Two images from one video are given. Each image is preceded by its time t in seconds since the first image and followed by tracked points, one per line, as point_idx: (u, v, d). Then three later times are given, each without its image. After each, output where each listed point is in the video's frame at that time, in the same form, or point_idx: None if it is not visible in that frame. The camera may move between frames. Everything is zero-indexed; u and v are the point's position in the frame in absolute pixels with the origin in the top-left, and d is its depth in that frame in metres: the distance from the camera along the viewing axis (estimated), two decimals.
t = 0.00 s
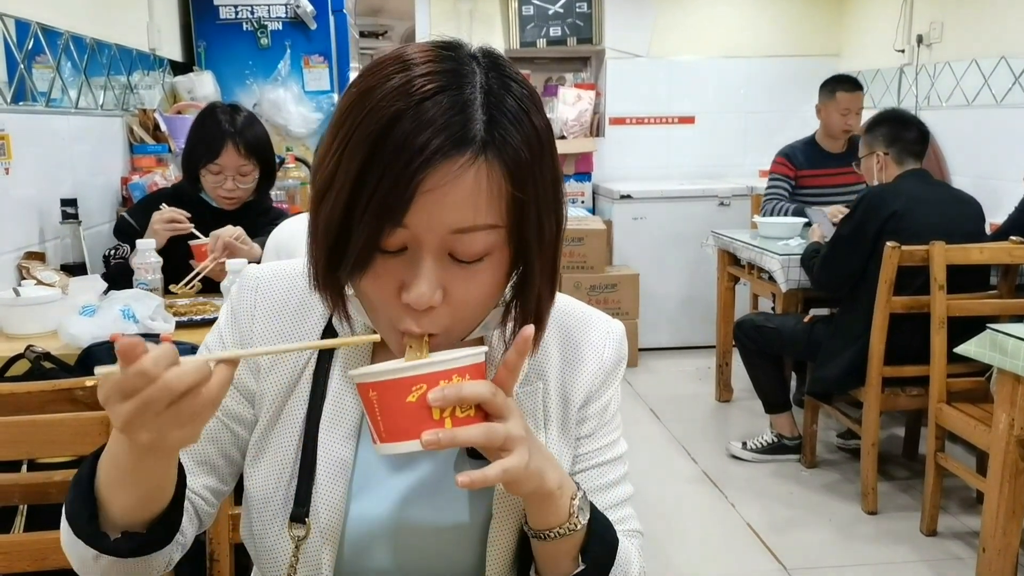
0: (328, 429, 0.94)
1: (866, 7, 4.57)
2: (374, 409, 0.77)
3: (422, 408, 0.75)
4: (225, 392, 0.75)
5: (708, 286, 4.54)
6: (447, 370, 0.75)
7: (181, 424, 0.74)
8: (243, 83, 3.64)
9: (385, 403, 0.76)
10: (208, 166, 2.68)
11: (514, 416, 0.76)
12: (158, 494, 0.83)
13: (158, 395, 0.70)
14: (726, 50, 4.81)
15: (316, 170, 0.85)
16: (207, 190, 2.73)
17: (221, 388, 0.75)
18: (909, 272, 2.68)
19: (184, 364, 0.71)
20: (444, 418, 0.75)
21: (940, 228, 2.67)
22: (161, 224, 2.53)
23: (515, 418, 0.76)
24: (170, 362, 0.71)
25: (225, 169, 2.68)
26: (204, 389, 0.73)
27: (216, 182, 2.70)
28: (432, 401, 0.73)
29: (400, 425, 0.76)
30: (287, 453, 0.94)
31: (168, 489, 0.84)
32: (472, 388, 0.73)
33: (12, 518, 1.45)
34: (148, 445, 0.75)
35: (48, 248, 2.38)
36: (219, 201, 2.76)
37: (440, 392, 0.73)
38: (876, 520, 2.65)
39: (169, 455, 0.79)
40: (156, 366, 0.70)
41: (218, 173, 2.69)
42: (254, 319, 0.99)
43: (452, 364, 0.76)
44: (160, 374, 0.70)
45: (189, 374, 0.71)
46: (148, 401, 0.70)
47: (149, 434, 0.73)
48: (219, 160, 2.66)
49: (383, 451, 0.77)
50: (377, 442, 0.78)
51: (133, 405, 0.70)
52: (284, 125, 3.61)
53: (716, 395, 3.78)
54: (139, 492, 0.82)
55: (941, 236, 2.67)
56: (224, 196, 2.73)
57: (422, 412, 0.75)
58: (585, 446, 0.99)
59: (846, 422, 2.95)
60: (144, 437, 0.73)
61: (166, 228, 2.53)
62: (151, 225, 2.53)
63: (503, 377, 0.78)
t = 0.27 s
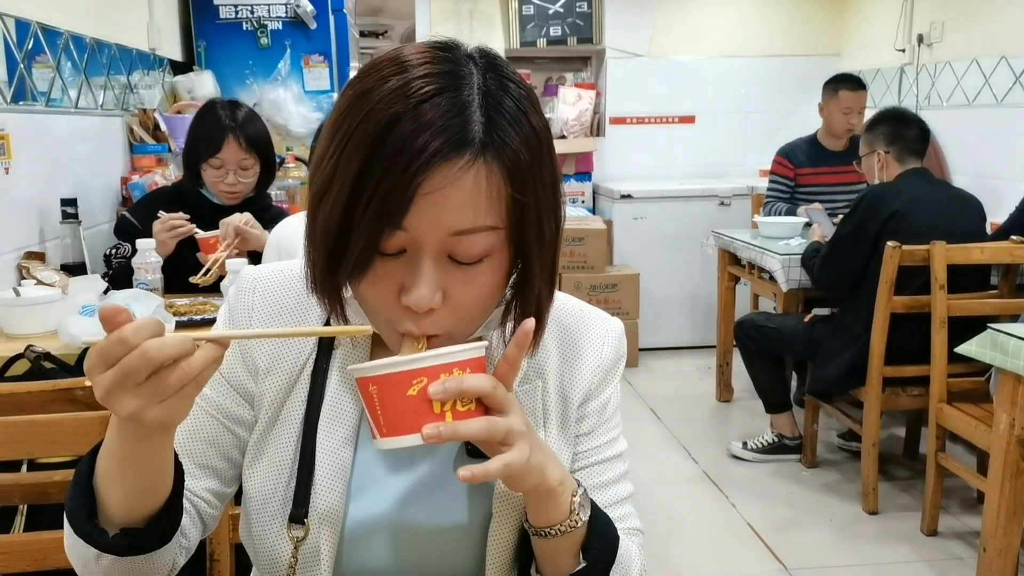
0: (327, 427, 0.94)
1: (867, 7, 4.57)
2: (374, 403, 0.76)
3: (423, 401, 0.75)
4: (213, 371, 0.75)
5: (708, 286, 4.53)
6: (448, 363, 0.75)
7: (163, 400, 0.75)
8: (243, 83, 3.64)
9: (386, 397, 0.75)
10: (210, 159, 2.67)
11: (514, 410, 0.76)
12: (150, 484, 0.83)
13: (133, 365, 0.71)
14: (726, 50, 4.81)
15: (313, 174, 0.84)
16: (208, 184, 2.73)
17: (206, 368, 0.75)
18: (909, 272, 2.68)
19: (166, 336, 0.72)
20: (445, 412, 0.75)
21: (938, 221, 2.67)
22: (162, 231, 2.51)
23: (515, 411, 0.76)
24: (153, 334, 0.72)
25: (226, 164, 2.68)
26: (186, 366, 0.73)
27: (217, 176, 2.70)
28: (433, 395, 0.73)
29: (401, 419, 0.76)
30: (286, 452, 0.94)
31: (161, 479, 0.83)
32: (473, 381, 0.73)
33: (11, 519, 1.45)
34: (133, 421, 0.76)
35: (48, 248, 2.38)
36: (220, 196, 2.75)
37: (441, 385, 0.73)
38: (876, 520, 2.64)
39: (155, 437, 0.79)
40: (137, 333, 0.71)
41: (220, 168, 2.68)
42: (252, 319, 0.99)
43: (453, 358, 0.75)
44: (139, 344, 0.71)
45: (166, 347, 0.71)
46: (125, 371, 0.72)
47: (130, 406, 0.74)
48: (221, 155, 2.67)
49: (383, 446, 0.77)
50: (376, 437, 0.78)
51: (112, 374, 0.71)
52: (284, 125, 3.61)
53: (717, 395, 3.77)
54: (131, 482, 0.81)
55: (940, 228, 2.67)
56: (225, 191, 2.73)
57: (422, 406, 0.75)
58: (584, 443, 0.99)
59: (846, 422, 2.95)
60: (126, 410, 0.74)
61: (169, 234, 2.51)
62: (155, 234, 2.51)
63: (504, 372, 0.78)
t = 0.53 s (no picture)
0: (326, 427, 0.94)
1: (868, 6, 4.56)
2: (375, 403, 0.76)
3: (423, 401, 0.75)
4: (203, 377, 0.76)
5: (709, 285, 4.53)
6: (448, 363, 0.74)
7: (153, 406, 0.75)
8: (243, 83, 3.63)
9: (386, 397, 0.75)
10: (212, 157, 2.67)
11: (515, 411, 0.76)
12: (145, 492, 0.82)
13: (120, 372, 0.71)
14: (726, 49, 4.81)
15: (312, 174, 0.84)
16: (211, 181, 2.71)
17: (194, 374, 0.74)
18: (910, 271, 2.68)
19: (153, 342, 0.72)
20: (446, 411, 0.75)
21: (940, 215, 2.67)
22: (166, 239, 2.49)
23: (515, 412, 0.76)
24: (139, 341, 0.72)
25: (230, 160, 2.68)
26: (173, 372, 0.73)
27: (221, 172, 2.69)
28: (433, 395, 0.73)
29: (401, 419, 0.76)
30: (285, 453, 0.93)
31: (157, 488, 0.83)
32: (474, 380, 0.73)
33: (11, 518, 1.45)
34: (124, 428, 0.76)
35: (48, 248, 2.37)
36: (224, 194, 2.74)
37: (441, 384, 0.72)
38: (877, 519, 2.64)
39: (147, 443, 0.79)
40: (124, 340, 0.71)
41: (223, 164, 2.68)
42: (251, 320, 0.99)
43: (453, 356, 0.75)
44: (124, 351, 0.71)
45: (151, 354, 0.71)
46: (113, 379, 0.71)
47: (120, 413, 0.73)
48: (224, 150, 2.66)
49: (383, 447, 0.77)
50: (376, 436, 0.78)
51: (99, 382, 0.71)
52: (284, 124, 3.61)
53: (717, 394, 3.77)
54: (126, 490, 0.81)
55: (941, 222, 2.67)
56: (229, 188, 2.72)
57: (423, 405, 0.75)
58: (584, 443, 0.98)
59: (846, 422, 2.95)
60: (115, 418, 0.74)
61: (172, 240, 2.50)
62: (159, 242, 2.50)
63: (505, 372, 0.77)
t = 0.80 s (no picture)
0: (327, 428, 0.93)
1: (869, 5, 4.56)
2: (379, 396, 0.75)
3: (427, 394, 0.74)
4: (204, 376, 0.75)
5: (710, 285, 4.53)
6: (453, 356, 0.74)
7: (154, 406, 0.75)
8: (243, 82, 3.63)
9: (390, 389, 0.74)
10: (218, 158, 2.68)
11: (519, 408, 0.75)
12: (147, 495, 0.82)
13: (120, 374, 0.71)
14: (726, 49, 4.80)
15: (313, 175, 0.84)
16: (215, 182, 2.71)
17: (194, 374, 0.74)
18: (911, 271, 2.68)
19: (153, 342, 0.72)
20: (451, 405, 0.74)
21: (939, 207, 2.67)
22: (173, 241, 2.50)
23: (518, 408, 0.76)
24: (138, 342, 0.72)
25: (235, 160, 2.68)
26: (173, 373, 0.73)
27: (225, 172, 2.69)
28: (438, 387, 0.72)
29: (406, 412, 0.75)
30: (286, 454, 0.93)
31: (159, 492, 0.82)
32: (479, 374, 0.72)
33: (12, 518, 1.44)
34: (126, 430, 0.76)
35: (49, 247, 2.37)
36: (227, 194, 2.73)
37: (446, 376, 0.72)
38: (878, 519, 2.64)
39: (149, 445, 0.79)
40: (122, 340, 0.71)
41: (229, 164, 2.68)
42: (250, 321, 0.99)
43: (457, 350, 0.75)
44: (123, 352, 0.71)
45: (151, 354, 0.71)
46: (112, 381, 0.71)
47: (120, 416, 0.73)
48: (230, 150, 2.67)
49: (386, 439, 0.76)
50: (379, 431, 0.77)
51: (99, 384, 0.71)
52: (284, 123, 3.60)
53: (718, 394, 3.77)
54: (128, 492, 0.81)
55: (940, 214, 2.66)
56: (234, 188, 2.72)
57: (427, 398, 0.74)
58: (586, 443, 0.98)
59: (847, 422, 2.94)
60: (115, 420, 0.74)
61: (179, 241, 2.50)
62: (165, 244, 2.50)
63: (509, 368, 0.77)
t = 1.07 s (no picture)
0: (329, 427, 0.93)
1: (870, 5, 4.55)
2: (384, 393, 0.76)
3: (432, 389, 0.74)
4: (208, 372, 0.75)
5: (711, 285, 4.52)
6: (457, 352, 0.74)
7: (158, 404, 0.75)
8: (244, 83, 3.63)
9: (394, 385, 0.75)
10: (223, 158, 2.67)
11: (524, 406, 0.75)
12: (151, 493, 0.82)
13: (123, 372, 0.70)
14: (727, 48, 4.80)
15: (316, 179, 0.84)
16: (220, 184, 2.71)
17: (196, 371, 0.74)
18: (912, 271, 2.67)
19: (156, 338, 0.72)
20: (455, 399, 0.74)
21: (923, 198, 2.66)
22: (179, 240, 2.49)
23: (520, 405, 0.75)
24: (141, 339, 0.72)
25: (240, 161, 2.68)
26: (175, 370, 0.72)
27: (230, 174, 2.69)
28: (442, 382, 0.73)
29: (411, 407, 0.75)
30: (288, 454, 0.93)
31: (162, 490, 0.82)
32: (483, 370, 0.73)
33: (14, 518, 1.44)
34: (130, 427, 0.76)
35: (50, 248, 2.37)
36: (230, 195, 2.73)
37: (450, 371, 0.72)
38: (879, 520, 2.63)
39: (152, 443, 0.79)
40: (126, 337, 0.71)
41: (234, 165, 2.68)
42: (253, 320, 0.99)
43: (460, 347, 0.75)
44: (125, 348, 0.71)
45: (153, 352, 0.70)
46: (115, 379, 0.71)
47: (123, 415, 0.73)
48: (235, 151, 2.67)
49: (390, 436, 0.77)
50: (383, 428, 0.78)
51: (103, 382, 0.71)
52: (285, 123, 3.60)
53: (719, 394, 3.77)
54: (132, 490, 0.81)
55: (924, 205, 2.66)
56: (238, 189, 2.71)
57: (432, 393, 0.75)
58: (588, 444, 0.98)
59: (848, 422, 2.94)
60: (118, 418, 0.73)
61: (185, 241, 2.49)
62: (173, 242, 2.49)
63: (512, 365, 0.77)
